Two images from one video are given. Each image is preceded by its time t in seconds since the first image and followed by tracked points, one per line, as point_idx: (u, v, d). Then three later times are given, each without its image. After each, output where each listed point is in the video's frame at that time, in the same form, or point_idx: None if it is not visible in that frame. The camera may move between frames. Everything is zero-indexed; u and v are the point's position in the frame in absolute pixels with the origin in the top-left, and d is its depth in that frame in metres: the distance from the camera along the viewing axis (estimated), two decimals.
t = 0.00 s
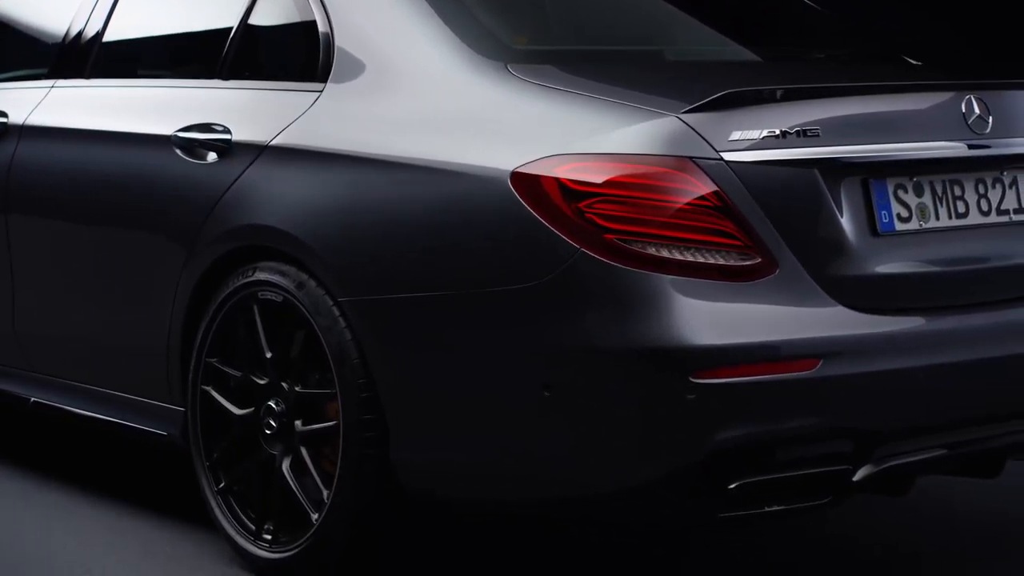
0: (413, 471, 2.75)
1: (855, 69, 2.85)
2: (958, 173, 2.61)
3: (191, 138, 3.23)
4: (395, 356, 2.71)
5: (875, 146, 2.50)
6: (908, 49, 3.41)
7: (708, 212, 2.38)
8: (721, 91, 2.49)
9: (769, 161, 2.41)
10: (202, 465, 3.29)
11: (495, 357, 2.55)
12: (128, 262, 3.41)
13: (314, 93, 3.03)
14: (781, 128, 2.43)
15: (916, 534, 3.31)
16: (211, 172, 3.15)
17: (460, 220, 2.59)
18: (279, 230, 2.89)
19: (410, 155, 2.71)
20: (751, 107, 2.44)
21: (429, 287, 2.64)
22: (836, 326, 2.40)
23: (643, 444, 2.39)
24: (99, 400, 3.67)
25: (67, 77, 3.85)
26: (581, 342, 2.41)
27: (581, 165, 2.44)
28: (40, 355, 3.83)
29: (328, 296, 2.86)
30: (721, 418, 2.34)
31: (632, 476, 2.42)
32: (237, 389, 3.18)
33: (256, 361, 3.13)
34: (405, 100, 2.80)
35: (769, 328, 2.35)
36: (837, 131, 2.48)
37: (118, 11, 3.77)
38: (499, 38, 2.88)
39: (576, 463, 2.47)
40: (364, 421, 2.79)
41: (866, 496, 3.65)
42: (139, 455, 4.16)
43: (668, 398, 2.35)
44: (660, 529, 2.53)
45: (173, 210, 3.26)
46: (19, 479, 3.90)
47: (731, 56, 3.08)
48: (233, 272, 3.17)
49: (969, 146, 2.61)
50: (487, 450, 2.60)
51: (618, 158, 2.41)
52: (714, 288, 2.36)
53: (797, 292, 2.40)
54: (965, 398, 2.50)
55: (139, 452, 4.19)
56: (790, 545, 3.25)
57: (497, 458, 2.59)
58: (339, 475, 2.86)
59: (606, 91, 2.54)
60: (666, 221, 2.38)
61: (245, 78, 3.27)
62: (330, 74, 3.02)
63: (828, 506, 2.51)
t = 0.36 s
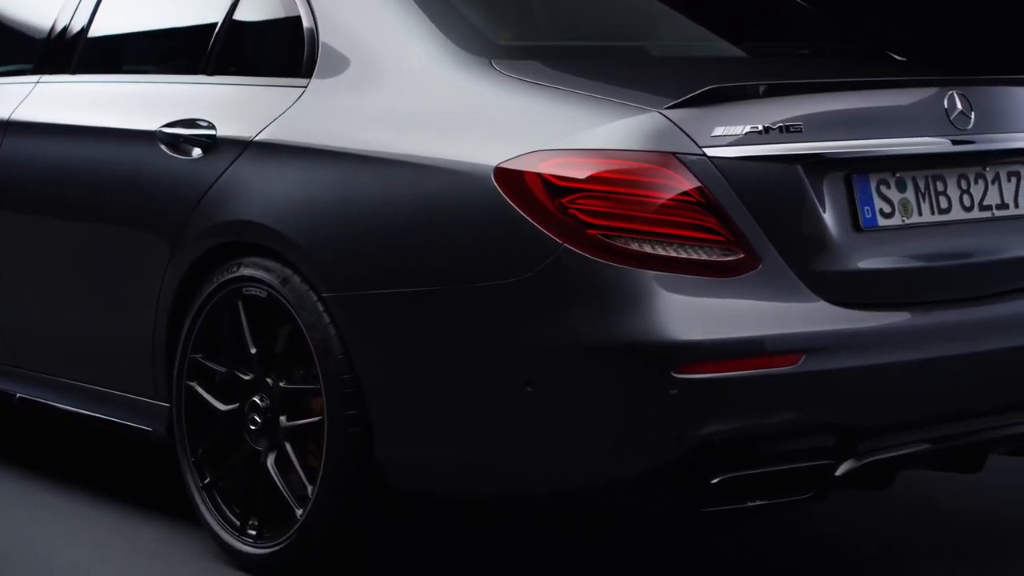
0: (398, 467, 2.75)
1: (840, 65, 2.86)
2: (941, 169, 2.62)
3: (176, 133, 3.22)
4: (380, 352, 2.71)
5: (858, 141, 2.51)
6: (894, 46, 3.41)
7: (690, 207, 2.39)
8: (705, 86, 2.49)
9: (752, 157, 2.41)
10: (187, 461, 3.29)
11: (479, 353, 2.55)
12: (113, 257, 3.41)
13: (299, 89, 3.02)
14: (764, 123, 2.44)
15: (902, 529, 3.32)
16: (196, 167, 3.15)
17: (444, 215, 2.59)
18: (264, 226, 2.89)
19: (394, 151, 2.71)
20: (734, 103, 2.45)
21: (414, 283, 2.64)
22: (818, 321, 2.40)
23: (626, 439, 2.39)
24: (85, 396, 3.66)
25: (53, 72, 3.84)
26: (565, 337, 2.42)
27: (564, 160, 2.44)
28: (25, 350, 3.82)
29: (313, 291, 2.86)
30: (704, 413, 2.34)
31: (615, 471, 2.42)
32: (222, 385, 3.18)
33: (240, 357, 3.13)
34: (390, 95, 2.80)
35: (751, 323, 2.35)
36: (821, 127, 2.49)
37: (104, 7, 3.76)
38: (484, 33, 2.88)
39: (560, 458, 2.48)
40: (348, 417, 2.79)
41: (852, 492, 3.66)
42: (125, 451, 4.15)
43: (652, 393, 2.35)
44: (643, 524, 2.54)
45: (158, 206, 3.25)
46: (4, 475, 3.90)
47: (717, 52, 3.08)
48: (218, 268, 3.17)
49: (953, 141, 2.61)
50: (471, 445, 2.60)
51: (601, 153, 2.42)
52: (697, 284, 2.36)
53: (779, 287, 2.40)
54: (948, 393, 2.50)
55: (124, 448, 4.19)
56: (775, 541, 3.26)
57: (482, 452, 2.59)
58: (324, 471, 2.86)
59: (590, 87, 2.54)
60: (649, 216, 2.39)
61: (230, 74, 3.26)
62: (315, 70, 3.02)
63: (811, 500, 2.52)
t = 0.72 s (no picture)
0: (382, 462, 2.75)
1: (825, 61, 2.86)
2: (924, 165, 2.63)
3: (161, 129, 3.22)
4: (364, 348, 2.71)
5: (842, 137, 2.52)
6: (879, 42, 3.42)
7: (674, 203, 2.39)
8: (689, 82, 2.50)
9: (735, 153, 2.42)
10: (173, 457, 3.28)
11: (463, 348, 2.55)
12: (98, 253, 3.40)
13: (284, 84, 3.02)
14: (748, 119, 2.44)
15: (887, 524, 3.33)
16: (180, 163, 3.14)
17: (429, 211, 2.59)
18: (248, 221, 2.89)
19: (379, 147, 2.71)
20: (718, 99, 2.45)
21: (398, 279, 2.64)
22: (801, 317, 2.41)
23: (609, 434, 2.40)
24: (70, 392, 3.65)
25: (38, 68, 3.83)
26: (549, 332, 2.42)
27: (549, 156, 2.45)
28: (10, 346, 3.81)
29: (298, 287, 2.86)
30: (687, 408, 2.35)
31: (599, 465, 2.43)
32: (207, 381, 3.17)
33: (225, 353, 3.13)
34: (374, 91, 2.80)
35: (734, 319, 2.36)
36: (804, 122, 2.49)
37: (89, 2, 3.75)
38: (469, 29, 2.88)
39: (543, 453, 2.48)
40: (333, 412, 2.80)
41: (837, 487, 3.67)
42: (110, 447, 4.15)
43: (635, 388, 2.36)
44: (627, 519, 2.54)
45: (143, 202, 3.25)
46: None
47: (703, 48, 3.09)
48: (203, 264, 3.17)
49: (937, 137, 2.62)
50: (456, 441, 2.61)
51: (585, 149, 2.42)
52: (681, 279, 2.37)
53: (762, 282, 2.41)
54: (931, 388, 2.51)
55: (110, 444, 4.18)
56: (760, 536, 3.26)
57: (466, 448, 2.59)
58: (308, 466, 2.86)
59: (574, 83, 2.54)
60: (633, 212, 2.39)
61: (215, 69, 3.26)
62: (300, 66, 3.02)
63: (794, 495, 2.53)
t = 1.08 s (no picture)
0: (368, 458, 2.75)
1: (810, 57, 2.87)
2: (908, 161, 2.64)
3: (147, 125, 3.21)
4: (350, 343, 2.71)
5: (826, 133, 2.52)
6: (866, 37, 3.42)
7: (658, 198, 2.39)
8: (673, 78, 2.50)
9: (719, 149, 2.42)
10: (160, 452, 3.28)
11: (448, 344, 2.55)
12: (84, 249, 3.40)
13: (270, 80, 3.02)
14: (732, 115, 2.45)
15: (872, 519, 3.34)
16: (166, 159, 3.14)
17: (414, 206, 2.59)
18: (234, 217, 2.89)
19: (364, 143, 2.71)
20: (702, 94, 2.45)
21: (383, 274, 2.64)
22: (785, 312, 2.41)
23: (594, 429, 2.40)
24: (56, 388, 3.65)
25: (25, 63, 3.83)
26: (533, 328, 2.42)
27: (533, 152, 2.45)
28: None
29: (283, 283, 2.86)
30: (671, 403, 2.35)
31: (583, 460, 2.43)
32: (193, 377, 3.17)
33: (211, 349, 3.13)
34: (360, 86, 2.80)
35: (717, 314, 2.36)
36: (788, 118, 2.50)
37: None
38: (455, 25, 2.88)
39: (528, 448, 2.48)
40: (318, 407, 2.80)
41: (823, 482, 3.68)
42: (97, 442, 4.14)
43: (619, 384, 2.36)
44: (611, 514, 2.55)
45: (129, 197, 3.25)
46: None
47: (690, 43, 3.09)
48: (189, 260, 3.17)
49: (922, 133, 2.63)
50: (441, 436, 2.61)
51: (570, 145, 2.43)
52: (664, 275, 2.37)
53: (745, 277, 2.42)
54: (914, 383, 2.52)
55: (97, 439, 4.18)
56: (746, 531, 3.27)
57: (451, 443, 2.60)
58: (294, 462, 2.87)
59: (559, 79, 2.54)
60: (617, 208, 2.39)
61: (201, 65, 3.26)
62: (285, 61, 3.01)
63: (777, 490, 2.53)
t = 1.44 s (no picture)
0: (354, 453, 2.75)
1: (796, 53, 2.87)
2: (892, 156, 2.64)
3: (134, 120, 3.21)
4: (335, 339, 2.72)
5: (810, 129, 2.53)
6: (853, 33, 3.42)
7: (643, 194, 2.40)
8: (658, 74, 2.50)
9: (704, 144, 2.43)
10: (146, 448, 3.28)
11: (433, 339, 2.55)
12: (71, 244, 3.40)
13: (256, 75, 3.02)
14: (716, 111, 2.45)
15: (858, 514, 3.35)
16: (152, 154, 3.14)
17: (400, 202, 2.59)
18: (220, 213, 2.88)
19: (350, 139, 2.71)
20: (687, 90, 2.46)
21: (368, 270, 2.64)
22: (770, 307, 2.42)
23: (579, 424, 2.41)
24: (43, 384, 3.65)
25: (11, 57, 3.82)
26: (518, 324, 2.42)
27: (519, 148, 2.45)
28: None
29: (269, 278, 2.86)
30: (655, 398, 2.36)
31: (568, 455, 2.44)
32: (179, 372, 3.17)
33: (197, 344, 3.13)
34: (345, 82, 2.80)
35: (701, 310, 2.37)
36: (773, 114, 2.50)
37: None
38: (440, 20, 2.88)
39: (513, 444, 2.49)
40: (304, 403, 2.80)
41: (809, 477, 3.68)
42: (84, 438, 4.14)
43: (604, 379, 2.36)
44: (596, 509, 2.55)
45: (116, 193, 3.24)
46: None
47: (677, 39, 3.09)
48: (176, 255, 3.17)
49: (906, 129, 2.63)
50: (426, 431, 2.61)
51: (555, 141, 2.43)
52: (649, 271, 2.38)
53: (730, 273, 2.42)
54: (898, 379, 2.52)
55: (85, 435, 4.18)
56: (732, 526, 3.28)
57: (436, 438, 2.60)
58: (280, 457, 2.87)
59: (544, 74, 2.54)
60: (602, 203, 2.39)
61: (187, 60, 3.25)
62: (272, 57, 3.01)
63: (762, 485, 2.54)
